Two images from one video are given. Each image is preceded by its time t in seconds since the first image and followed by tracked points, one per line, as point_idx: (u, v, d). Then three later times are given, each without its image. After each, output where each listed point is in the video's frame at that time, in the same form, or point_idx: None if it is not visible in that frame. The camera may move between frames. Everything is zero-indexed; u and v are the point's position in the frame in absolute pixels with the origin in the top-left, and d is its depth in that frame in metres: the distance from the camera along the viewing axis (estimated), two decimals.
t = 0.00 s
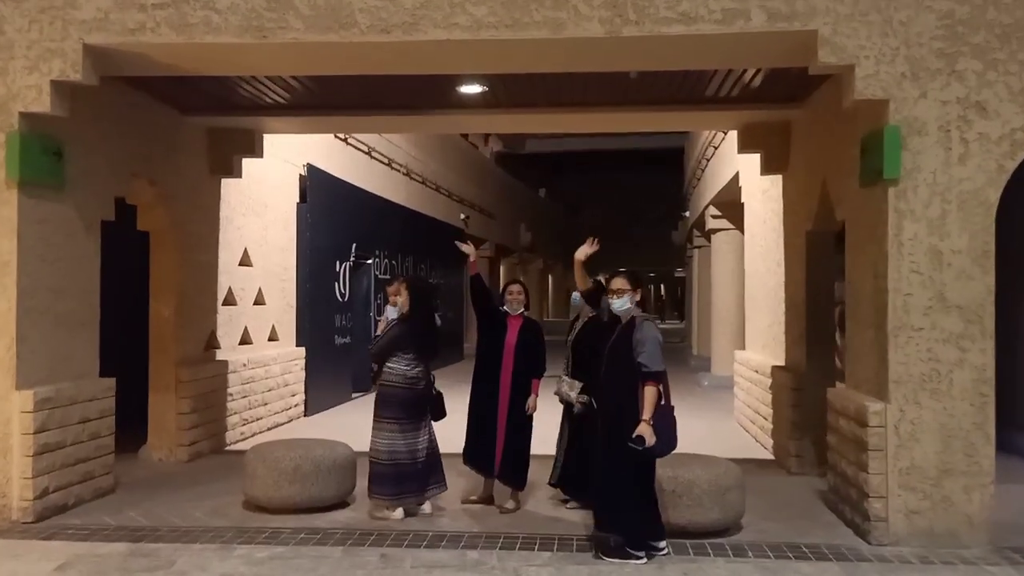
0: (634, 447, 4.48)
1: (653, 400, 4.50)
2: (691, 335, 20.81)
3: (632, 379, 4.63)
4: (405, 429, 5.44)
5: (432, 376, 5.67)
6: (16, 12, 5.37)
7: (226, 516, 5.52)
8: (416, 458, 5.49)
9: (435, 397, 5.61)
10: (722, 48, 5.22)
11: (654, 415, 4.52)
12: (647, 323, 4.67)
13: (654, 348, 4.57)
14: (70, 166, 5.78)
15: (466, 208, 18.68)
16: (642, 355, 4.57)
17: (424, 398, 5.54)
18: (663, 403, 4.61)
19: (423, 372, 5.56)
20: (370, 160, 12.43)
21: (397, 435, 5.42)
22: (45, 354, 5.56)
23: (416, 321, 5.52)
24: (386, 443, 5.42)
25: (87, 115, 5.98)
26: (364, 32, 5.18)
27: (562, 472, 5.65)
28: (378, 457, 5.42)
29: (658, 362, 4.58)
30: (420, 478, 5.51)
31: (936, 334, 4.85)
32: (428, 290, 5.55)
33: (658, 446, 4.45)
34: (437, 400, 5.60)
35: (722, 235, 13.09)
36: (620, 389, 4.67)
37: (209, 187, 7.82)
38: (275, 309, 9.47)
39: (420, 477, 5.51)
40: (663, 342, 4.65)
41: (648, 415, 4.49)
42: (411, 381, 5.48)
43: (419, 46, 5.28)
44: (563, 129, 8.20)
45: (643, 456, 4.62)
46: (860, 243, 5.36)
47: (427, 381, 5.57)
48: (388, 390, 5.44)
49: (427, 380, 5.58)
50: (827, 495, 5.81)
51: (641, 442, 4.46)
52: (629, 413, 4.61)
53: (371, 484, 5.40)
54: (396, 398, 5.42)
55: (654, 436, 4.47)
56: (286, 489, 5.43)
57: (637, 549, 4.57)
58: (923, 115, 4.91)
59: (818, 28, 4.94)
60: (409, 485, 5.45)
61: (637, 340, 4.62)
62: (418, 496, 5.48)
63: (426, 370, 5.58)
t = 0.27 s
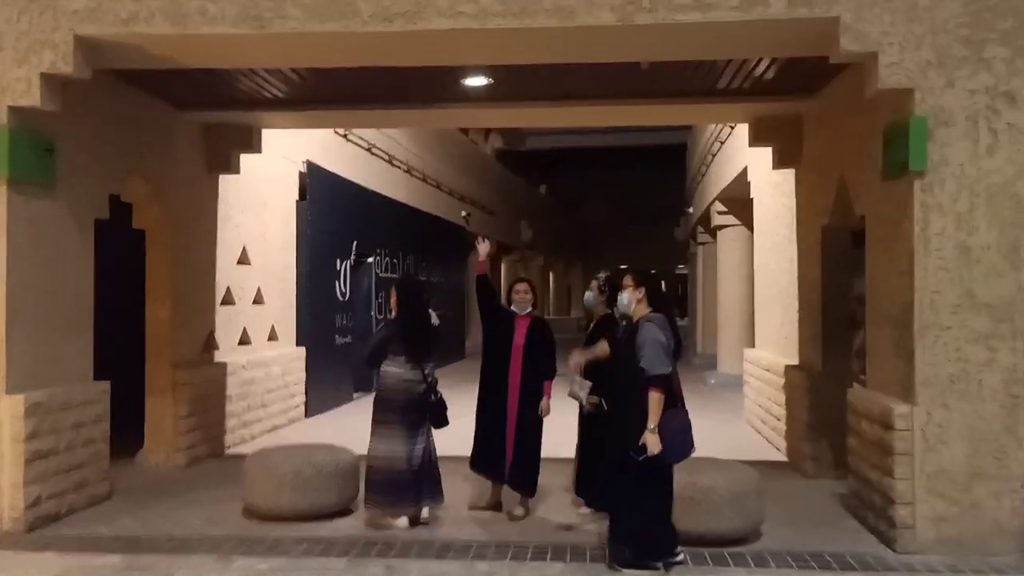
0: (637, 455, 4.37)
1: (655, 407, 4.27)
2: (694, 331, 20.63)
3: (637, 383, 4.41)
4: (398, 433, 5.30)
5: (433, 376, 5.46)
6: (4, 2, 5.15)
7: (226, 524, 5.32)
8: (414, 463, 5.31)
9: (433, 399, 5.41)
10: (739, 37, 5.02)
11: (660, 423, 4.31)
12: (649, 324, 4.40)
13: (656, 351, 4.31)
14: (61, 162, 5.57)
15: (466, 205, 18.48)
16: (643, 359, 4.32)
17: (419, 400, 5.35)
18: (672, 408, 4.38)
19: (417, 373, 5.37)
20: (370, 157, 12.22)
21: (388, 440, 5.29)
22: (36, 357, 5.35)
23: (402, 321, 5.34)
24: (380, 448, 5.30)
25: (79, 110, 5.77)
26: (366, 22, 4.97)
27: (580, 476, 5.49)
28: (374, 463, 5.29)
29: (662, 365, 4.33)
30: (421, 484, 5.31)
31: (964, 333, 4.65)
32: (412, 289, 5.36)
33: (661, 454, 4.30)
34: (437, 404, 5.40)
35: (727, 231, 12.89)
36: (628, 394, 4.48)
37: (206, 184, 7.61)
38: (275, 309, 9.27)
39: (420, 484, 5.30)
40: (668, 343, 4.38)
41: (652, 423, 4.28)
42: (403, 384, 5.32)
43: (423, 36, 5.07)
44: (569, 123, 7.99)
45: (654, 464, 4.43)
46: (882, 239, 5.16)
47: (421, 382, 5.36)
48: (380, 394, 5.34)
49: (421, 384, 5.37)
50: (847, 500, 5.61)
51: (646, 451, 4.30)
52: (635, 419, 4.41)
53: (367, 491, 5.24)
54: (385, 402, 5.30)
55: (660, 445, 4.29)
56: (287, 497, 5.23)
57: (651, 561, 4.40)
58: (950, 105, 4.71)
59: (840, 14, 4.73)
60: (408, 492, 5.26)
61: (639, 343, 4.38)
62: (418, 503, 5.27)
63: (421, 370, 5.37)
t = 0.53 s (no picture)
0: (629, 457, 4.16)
1: (646, 409, 4.02)
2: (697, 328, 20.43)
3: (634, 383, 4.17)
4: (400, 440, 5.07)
5: (429, 379, 5.19)
6: None
7: (219, 536, 5.09)
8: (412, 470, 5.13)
9: (432, 405, 5.16)
10: (753, 22, 4.78)
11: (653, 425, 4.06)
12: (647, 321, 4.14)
13: (649, 349, 4.05)
14: (46, 159, 5.33)
15: (465, 203, 18.24)
16: (637, 357, 4.08)
17: (416, 406, 5.11)
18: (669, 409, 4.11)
19: (407, 378, 5.10)
20: (367, 154, 11.98)
21: (389, 447, 5.05)
22: (20, 363, 5.11)
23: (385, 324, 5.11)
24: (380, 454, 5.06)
25: (64, 104, 5.53)
26: (363, 8, 4.73)
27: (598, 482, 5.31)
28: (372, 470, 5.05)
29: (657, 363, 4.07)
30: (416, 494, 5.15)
31: (992, 331, 4.43)
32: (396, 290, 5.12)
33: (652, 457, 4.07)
34: (441, 409, 5.16)
35: (731, 227, 12.66)
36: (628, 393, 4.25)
37: (198, 181, 7.37)
38: (271, 309, 9.02)
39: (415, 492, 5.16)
40: (666, 341, 4.11)
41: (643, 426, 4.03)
42: (399, 389, 5.07)
43: (422, 23, 4.83)
44: (572, 116, 7.74)
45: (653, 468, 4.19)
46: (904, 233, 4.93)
47: (413, 386, 5.09)
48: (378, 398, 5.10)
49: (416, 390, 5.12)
50: (867, 505, 5.38)
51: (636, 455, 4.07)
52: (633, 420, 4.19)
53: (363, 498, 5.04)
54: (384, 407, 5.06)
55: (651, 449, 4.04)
56: (283, 507, 5.00)
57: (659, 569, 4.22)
58: (976, 92, 4.48)
59: None
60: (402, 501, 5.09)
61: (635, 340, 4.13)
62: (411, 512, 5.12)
63: (410, 374, 5.11)
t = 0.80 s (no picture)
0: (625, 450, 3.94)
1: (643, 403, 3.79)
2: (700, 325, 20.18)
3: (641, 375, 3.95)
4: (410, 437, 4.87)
5: (430, 377, 4.95)
6: None
7: (207, 545, 4.84)
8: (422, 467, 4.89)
9: (438, 403, 4.95)
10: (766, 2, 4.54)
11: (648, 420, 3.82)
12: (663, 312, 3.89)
13: (658, 341, 3.82)
14: (23, 150, 5.09)
15: (465, 199, 18.00)
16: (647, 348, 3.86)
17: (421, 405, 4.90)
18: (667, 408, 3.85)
19: (405, 376, 4.87)
20: (364, 149, 11.75)
21: (399, 444, 4.85)
22: None
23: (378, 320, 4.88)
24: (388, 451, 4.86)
25: (43, 93, 5.29)
26: None
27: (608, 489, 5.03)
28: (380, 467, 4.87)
29: (664, 358, 3.82)
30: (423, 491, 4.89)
31: (1021, 326, 4.19)
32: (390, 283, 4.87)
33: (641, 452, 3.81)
34: (447, 406, 4.98)
35: (736, 222, 12.41)
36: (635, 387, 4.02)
37: (187, 175, 7.13)
38: (265, 307, 8.78)
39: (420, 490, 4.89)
40: (678, 336, 3.86)
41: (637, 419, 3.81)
42: (400, 387, 4.86)
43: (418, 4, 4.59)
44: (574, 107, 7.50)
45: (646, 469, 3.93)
46: (925, 223, 4.69)
47: (412, 385, 4.86)
48: (380, 396, 4.89)
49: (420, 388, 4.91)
50: (886, 509, 5.14)
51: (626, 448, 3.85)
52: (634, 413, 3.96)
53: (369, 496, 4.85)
54: (390, 404, 4.84)
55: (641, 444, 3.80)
56: (274, 514, 4.77)
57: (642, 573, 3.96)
58: (1003, 73, 4.23)
59: None
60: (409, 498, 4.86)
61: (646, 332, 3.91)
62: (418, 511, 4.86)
63: (407, 372, 4.86)
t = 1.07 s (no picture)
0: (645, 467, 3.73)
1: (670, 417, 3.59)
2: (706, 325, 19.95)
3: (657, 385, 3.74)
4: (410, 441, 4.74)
5: (428, 380, 4.77)
6: None
7: (198, 557, 4.62)
8: (432, 471, 4.75)
9: (437, 406, 4.77)
10: None
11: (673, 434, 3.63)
12: (683, 318, 3.70)
13: (683, 351, 3.62)
14: (7, 144, 4.88)
15: (468, 197, 17.78)
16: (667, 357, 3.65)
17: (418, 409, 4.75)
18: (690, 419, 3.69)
19: (401, 380, 4.74)
20: (365, 145, 11.54)
21: (400, 449, 4.73)
22: None
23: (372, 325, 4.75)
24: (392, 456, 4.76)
25: (28, 85, 5.08)
26: None
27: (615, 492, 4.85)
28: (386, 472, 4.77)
29: (688, 368, 3.63)
30: (439, 496, 4.74)
31: None
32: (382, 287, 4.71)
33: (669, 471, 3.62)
34: (449, 406, 4.79)
35: (744, 220, 12.18)
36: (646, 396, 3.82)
37: (181, 171, 6.91)
38: (263, 307, 8.55)
39: (434, 494, 4.74)
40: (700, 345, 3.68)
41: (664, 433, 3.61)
42: (396, 392, 4.75)
43: None
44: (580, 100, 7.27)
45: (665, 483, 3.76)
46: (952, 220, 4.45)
47: (406, 390, 4.73)
48: (381, 401, 4.81)
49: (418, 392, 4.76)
50: (909, 520, 4.91)
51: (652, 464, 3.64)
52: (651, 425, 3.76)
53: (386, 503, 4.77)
54: (386, 408, 4.76)
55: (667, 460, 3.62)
56: (267, 525, 4.55)
57: None
58: None
59: None
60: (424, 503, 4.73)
61: (666, 340, 3.70)
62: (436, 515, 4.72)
63: (405, 376, 4.74)
